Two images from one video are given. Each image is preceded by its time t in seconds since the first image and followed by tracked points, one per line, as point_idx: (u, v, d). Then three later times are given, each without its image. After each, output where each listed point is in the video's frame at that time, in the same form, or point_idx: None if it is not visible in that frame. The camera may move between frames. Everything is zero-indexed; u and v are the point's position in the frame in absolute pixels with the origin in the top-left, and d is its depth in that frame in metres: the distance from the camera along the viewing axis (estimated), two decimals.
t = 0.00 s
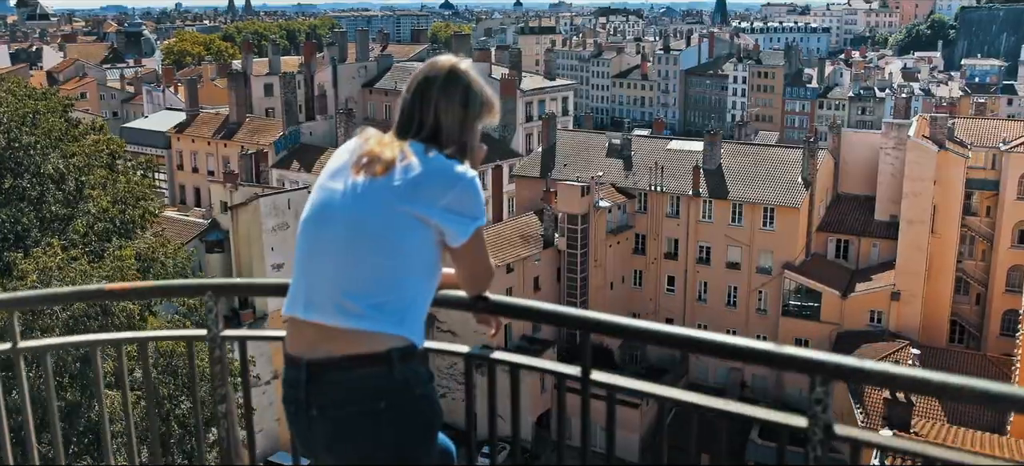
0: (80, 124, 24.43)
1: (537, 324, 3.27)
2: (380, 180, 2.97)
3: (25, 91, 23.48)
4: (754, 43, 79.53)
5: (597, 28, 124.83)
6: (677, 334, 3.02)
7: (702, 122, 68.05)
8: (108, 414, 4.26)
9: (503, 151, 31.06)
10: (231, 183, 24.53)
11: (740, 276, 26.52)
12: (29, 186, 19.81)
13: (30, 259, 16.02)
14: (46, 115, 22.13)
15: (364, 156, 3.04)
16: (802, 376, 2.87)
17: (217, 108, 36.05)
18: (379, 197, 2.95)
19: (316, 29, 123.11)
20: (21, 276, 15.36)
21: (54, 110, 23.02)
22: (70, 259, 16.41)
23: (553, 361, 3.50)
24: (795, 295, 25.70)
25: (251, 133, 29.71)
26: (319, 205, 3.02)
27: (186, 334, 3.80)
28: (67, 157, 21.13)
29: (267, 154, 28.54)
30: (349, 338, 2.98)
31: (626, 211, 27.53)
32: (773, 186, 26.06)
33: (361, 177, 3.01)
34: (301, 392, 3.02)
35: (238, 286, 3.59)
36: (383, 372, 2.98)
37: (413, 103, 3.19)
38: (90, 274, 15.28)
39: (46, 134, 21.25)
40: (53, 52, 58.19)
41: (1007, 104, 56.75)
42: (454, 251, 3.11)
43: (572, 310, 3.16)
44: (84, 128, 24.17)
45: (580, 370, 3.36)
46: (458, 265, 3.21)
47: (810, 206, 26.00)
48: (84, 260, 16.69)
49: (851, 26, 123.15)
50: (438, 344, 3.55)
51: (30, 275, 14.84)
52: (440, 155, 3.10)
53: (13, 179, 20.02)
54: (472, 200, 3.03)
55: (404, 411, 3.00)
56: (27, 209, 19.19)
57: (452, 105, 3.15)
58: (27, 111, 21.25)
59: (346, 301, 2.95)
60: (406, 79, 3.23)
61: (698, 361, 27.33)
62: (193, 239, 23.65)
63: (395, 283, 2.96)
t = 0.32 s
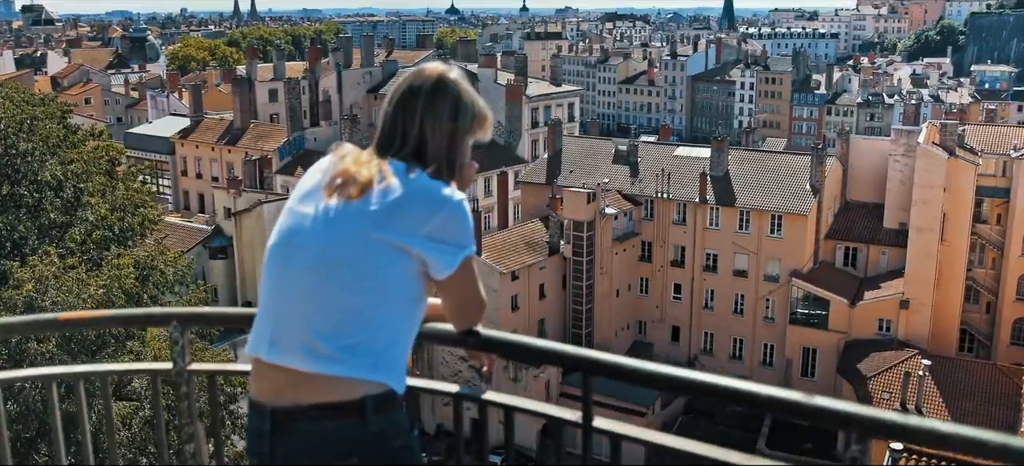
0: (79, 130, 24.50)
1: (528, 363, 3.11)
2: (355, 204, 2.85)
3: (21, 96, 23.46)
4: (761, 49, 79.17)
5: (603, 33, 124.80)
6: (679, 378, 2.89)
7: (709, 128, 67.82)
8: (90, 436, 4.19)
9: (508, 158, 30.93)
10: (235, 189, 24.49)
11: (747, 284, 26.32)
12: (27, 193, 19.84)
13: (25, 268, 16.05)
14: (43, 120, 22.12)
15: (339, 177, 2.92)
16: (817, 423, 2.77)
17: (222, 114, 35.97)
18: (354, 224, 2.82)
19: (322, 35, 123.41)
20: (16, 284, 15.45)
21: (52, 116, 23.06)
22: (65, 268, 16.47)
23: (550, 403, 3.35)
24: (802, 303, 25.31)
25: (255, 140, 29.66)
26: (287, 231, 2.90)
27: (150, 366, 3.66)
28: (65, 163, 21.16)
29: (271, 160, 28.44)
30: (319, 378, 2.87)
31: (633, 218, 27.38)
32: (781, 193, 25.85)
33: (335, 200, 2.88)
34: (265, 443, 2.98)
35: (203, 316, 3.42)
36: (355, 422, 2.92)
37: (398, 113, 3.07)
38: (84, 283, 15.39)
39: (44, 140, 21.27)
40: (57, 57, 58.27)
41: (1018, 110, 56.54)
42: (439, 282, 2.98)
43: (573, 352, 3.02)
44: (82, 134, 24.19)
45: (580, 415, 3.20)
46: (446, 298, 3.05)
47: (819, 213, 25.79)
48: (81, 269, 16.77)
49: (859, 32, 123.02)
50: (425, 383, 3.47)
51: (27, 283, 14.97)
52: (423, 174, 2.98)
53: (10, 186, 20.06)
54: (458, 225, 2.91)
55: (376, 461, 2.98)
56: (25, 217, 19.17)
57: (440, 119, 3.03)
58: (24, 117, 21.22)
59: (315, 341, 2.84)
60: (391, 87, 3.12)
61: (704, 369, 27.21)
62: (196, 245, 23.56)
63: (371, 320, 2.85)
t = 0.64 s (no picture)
0: (81, 137, 24.64)
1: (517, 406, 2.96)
2: (322, 230, 2.73)
3: (23, 103, 23.65)
4: (772, 55, 78.84)
5: (613, 40, 124.58)
6: (684, 428, 2.74)
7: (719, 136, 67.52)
8: None
9: (516, 165, 30.80)
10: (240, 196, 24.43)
11: (757, 293, 26.06)
12: (27, 200, 19.92)
13: (24, 276, 16.51)
14: (45, 127, 22.12)
15: (308, 199, 2.81)
16: None
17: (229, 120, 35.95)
18: (319, 255, 2.69)
19: (330, 41, 123.80)
20: (16, 293, 15.73)
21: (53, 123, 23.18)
22: (65, 277, 16.86)
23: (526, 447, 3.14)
24: (813, 312, 25.42)
25: (262, 146, 29.63)
26: (249, 260, 2.78)
27: (100, 402, 3.46)
28: (66, 171, 21.19)
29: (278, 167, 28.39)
30: (280, 427, 2.73)
31: (642, 226, 27.18)
32: (791, 202, 25.60)
33: (301, 225, 2.77)
34: None
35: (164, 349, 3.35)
36: None
37: (377, 122, 2.96)
38: (83, 293, 15.89)
39: (45, 147, 21.27)
40: (65, 63, 58.48)
41: None
42: (420, 317, 2.84)
43: (562, 396, 2.89)
44: (84, 141, 24.45)
45: None
46: (433, 335, 2.93)
47: (829, 221, 25.52)
48: (82, 278, 17.17)
49: (871, 38, 122.53)
50: (406, 427, 3.21)
51: (27, 292, 15.34)
52: (402, 194, 2.85)
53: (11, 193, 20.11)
54: (439, 255, 2.75)
55: None
56: (26, 224, 19.30)
57: (425, 129, 2.91)
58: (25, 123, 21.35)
59: (275, 388, 2.71)
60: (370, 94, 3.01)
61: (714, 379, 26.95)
62: (202, 253, 23.53)
63: (339, 361, 2.70)
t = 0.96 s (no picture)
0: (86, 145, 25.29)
1: None
2: (271, 270, 2.58)
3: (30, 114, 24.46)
4: (787, 63, 78.45)
5: (625, 48, 124.29)
6: None
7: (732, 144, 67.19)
8: None
9: (527, 174, 30.68)
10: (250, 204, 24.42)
11: (771, 304, 25.82)
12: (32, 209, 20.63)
13: (29, 286, 17.22)
14: (50, 135, 22.99)
15: (257, 237, 2.70)
16: None
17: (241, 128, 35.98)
18: (266, 300, 2.53)
19: (342, 49, 124.30)
20: (20, 302, 16.50)
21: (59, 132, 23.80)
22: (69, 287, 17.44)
23: None
24: (827, 322, 24.87)
25: (273, 154, 29.61)
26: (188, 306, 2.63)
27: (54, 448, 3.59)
28: (72, 180, 21.83)
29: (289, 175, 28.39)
30: None
31: (655, 236, 26.96)
32: (806, 211, 25.33)
33: (248, 265, 2.63)
34: None
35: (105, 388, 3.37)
36: None
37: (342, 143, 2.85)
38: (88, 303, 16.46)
39: (50, 157, 22.06)
40: (79, 71, 58.80)
41: None
42: (390, 368, 2.67)
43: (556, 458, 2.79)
44: (91, 150, 25.20)
45: None
46: (406, 386, 2.77)
47: (845, 231, 25.25)
48: (87, 287, 17.79)
49: (886, 47, 121.86)
50: None
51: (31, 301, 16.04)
52: (364, 229, 2.72)
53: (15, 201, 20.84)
54: (407, 298, 2.57)
55: None
56: (31, 234, 20.03)
57: (395, 150, 2.80)
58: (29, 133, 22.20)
59: (215, 450, 2.52)
60: (336, 109, 2.91)
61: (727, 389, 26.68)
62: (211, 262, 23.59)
63: (289, 421, 2.50)
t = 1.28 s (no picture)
0: (95, 153, 26.35)
1: None
2: (218, 315, 2.52)
3: (40, 124, 25.44)
4: (804, 71, 77.96)
5: (641, 56, 123.78)
6: None
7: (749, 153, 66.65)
8: None
9: (541, 183, 30.51)
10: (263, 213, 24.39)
11: (788, 315, 25.56)
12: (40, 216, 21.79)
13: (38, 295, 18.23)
14: (59, 144, 24.23)
15: (205, 274, 2.69)
16: None
17: (256, 135, 35.92)
18: (213, 347, 2.47)
19: (356, 58, 124.91)
20: (28, 311, 17.48)
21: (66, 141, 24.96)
22: (76, 297, 18.41)
23: None
24: (845, 334, 24.58)
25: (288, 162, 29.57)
26: (130, 350, 2.58)
27: None
28: (81, 188, 22.91)
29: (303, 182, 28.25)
30: None
31: (670, 245, 26.72)
32: (824, 222, 25.04)
33: (197, 307, 2.58)
34: None
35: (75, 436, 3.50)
36: None
37: (311, 164, 2.89)
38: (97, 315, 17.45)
39: (60, 166, 23.16)
40: (95, 79, 59.07)
41: None
42: (357, 421, 2.60)
43: None
44: (100, 158, 26.14)
45: None
46: (379, 442, 2.70)
47: (863, 241, 24.95)
48: (96, 295, 18.80)
49: (906, 55, 120.89)
50: None
51: (40, 311, 17.06)
52: (327, 267, 2.69)
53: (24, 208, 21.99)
54: (375, 341, 2.51)
55: None
56: (40, 242, 21.15)
57: (368, 171, 2.85)
58: (39, 143, 23.22)
59: None
60: (305, 129, 2.97)
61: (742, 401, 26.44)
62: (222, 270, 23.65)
63: None
